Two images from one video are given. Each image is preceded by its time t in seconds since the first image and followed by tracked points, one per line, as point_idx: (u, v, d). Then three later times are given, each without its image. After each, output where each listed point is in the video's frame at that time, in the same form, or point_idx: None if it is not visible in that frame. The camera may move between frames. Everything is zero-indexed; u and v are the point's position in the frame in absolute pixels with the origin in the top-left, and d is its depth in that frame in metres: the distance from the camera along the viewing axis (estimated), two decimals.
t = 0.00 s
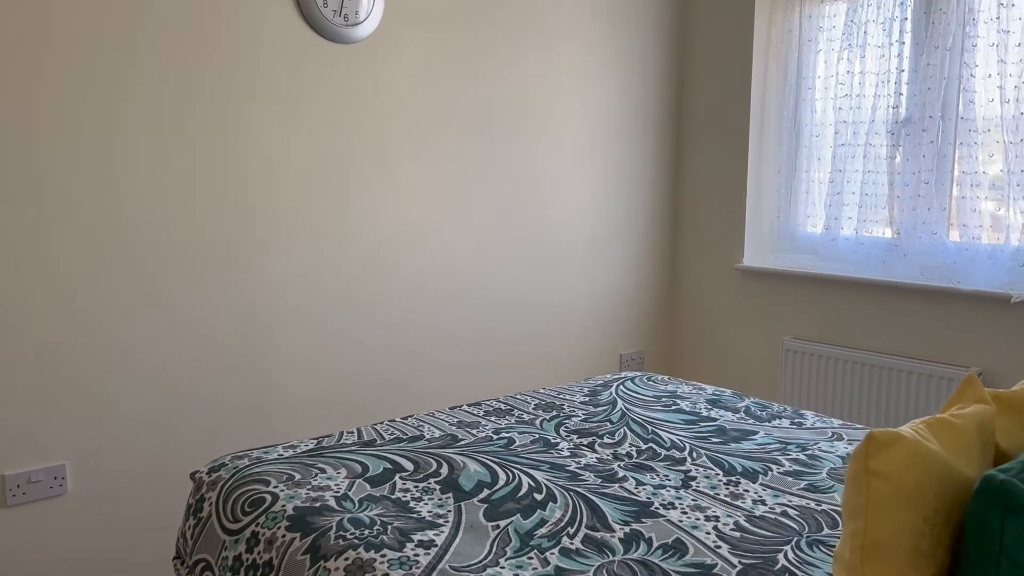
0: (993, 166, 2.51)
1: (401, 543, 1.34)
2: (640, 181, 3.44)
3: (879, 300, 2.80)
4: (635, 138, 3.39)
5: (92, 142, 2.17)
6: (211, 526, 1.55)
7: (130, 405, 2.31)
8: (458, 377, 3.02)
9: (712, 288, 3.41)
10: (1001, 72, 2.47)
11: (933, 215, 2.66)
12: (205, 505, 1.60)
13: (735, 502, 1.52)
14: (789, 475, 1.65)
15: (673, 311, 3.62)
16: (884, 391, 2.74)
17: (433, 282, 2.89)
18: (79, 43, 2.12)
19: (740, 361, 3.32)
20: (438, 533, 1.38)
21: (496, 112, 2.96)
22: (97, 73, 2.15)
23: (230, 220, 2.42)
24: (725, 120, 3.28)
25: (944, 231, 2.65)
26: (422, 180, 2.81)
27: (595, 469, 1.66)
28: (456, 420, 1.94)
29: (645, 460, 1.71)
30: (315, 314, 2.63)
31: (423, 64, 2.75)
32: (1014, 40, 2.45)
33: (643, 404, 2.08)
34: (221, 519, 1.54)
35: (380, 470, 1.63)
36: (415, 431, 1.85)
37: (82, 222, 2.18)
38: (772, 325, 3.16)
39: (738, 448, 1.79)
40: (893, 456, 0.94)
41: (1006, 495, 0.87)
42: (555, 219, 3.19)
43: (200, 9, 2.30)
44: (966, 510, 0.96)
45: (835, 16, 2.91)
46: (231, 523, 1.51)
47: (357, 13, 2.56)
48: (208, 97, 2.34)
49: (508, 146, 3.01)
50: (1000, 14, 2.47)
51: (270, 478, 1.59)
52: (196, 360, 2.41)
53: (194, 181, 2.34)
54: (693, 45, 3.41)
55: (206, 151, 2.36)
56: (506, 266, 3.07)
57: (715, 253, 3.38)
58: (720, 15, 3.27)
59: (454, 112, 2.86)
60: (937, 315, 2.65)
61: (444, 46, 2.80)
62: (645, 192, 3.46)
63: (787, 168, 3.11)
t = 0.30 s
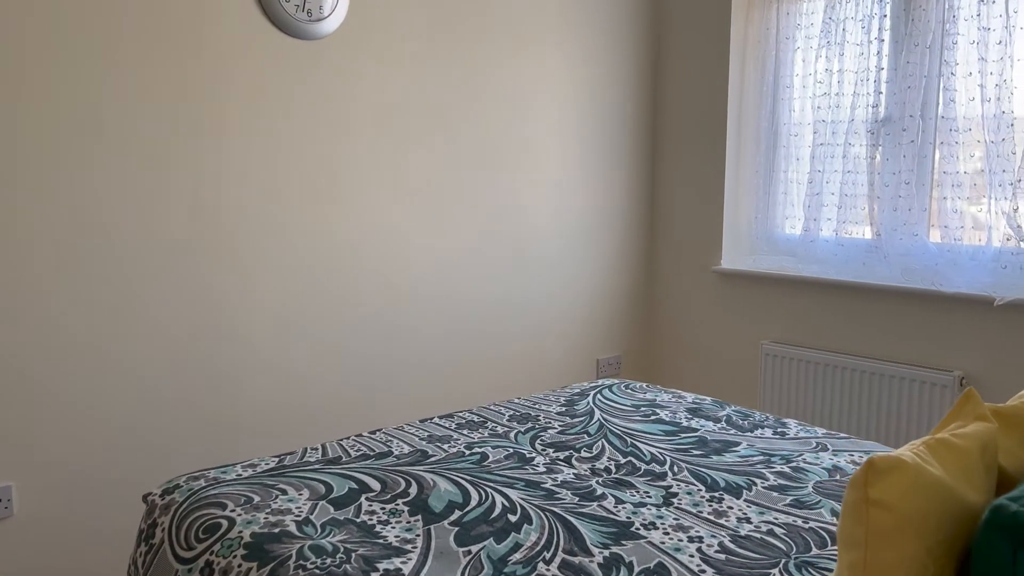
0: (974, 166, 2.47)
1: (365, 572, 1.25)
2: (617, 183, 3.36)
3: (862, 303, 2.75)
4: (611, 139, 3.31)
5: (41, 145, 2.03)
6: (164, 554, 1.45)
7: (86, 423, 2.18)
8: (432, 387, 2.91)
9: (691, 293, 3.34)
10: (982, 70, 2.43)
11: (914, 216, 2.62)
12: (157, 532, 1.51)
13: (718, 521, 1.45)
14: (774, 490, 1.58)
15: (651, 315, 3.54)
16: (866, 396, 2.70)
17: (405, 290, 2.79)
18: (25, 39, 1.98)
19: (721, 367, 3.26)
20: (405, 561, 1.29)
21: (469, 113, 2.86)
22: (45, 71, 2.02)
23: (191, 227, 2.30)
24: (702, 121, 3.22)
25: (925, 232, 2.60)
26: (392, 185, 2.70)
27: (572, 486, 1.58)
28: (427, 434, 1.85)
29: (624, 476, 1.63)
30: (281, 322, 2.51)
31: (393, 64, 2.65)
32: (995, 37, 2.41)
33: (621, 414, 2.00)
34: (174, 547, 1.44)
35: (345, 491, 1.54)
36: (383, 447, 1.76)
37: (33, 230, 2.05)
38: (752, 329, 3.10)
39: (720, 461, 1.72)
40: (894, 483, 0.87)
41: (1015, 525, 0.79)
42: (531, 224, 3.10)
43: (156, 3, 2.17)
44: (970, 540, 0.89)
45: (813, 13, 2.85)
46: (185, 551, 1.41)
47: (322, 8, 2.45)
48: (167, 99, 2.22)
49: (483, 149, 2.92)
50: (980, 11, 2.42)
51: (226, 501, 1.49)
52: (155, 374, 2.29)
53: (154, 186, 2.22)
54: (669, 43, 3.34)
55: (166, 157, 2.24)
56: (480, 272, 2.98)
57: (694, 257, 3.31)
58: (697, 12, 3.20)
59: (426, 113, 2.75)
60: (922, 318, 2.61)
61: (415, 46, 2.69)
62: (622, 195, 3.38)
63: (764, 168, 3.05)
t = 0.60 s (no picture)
0: (944, 165, 2.47)
1: None
2: (589, 185, 3.31)
3: (836, 306, 2.73)
4: (582, 141, 3.26)
5: None
6: None
7: (44, 440, 2.08)
8: (403, 398, 2.83)
9: (665, 296, 3.30)
10: (952, 69, 2.42)
11: (885, 216, 2.62)
12: (110, 552, 1.44)
13: (693, 532, 1.41)
14: (749, 497, 1.55)
15: (624, 319, 3.49)
16: (840, 397, 2.68)
17: (374, 298, 2.70)
18: None
19: (697, 372, 3.21)
20: None
21: (439, 116, 2.79)
22: None
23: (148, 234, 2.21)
24: (675, 121, 3.18)
25: (896, 233, 2.60)
26: (361, 189, 2.61)
27: (543, 497, 1.53)
28: (394, 445, 1.80)
29: (597, 485, 1.59)
30: (246, 333, 2.41)
31: (358, 66, 2.56)
32: (964, 37, 2.40)
33: (593, 420, 1.97)
34: (126, 568, 1.37)
35: (307, 506, 1.48)
36: (349, 459, 1.71)
37: None
38: (727, 332, 3.07)
39: (694, 468, 1.69)
40: (876, 499, 0.83)
41: (1002, 543, 0.76)
42: (503, 228, 3.03)
43: None
44: (955, 556, 0.86)
45: (782, 12, 2.84)
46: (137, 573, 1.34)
47: (283, 5, 2.35)
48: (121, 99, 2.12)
49: (453, 152, 2.84)
50: (949, 10, 2.42)
51: (182, 519, 1.43)
52: (113, 387, 2.20)
53: (110, 191, 2.13)
54: (640, 43, 3.29)
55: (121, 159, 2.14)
56: (451, 278, 2.90)
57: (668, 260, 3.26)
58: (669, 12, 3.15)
59: (394, 115, 2.67)
60: (896, 320, 2.59)
61: (382, 46, 2.61)
62: (594, 198, 3.33)
63: (735, 169, 3.03)
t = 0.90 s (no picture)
0: (898, 167, 2.50)
1: None
2: (549, 188, 3.29)
3: (794, 306, 2.75)
4: (542, 143, 3.23)
5: None
6: None
7: None
8: (362, 406, 2.77)
9: (625, 297, 3.29)
10: (904, 72, 2.46)
11: (840, 217, 2.64)
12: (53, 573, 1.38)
13: (654, 539, 1.40)
14: (709, 502, 1.54)
15: (585, 322, 3.48)
16: (799, 396, 2.70)
17: (328, 305, 2.63)
18: None
19: (658, 374, 3.21)
20: None
21: (397, 118, 2.74)
22: None
23: (94, 240, 2.13)
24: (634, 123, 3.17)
25: (851, 233, 2.63)
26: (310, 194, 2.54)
27: (503, 506, 1.51)
28: (351, 454, 1.76)
29: (557, 492, 1.58)
30: (199, 341, 2.35)
31: (314, 67, 2.51)
32: (915, 40, 2.44)
33: (553, 425, 1.95)
34: None
35: (260, 520, 1.44)
36: (304, 471, 1.67)
37: None
38: (688, 333, 3.07)
39: (655, 473, 1.68)
40: (835, 510, 0.82)
41: (961, 552, 0.75)
42: (462, 231, 2.99)
43: None
44: (913, 565, 0.86)
45: (738, 14, 2.85)
46: None
47: (233, 4, 2.29)
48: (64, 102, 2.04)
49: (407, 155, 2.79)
50: (901, 14, 2.45)
51: (129, 537, 1.38)
52: (59, 400, 2.11)
53: (53, 196, 2.04)
54: (598, 44, 3.28)
55: (65, 163, 2.06)
56: (410, 282, 2.85)
57: (628, 262, 3.25)
58: (627, 14, 3.15)
59: (348, 118, 2.61)
60: (853, 320, 2.62)
61: (333, 47, 2.55)
62: (554, 200, 3.31)
63: (693, 170, 3.04)
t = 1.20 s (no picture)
0: (851, 170, 2.54)
1: None
2: (508, 191, 3.27)
3: (752, 308, 2.78)
4: (501, 146, 3.21)
5: None
6: None
7: None
8: (320, 414, 2.73)
9: (584, 300, 3.29)
10: (856, 76, 2.50)
11: (795, 219, 2.67)
12: None
13: (616, 545, 1.39)
14: (671, 506, 1.54)
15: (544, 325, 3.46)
16: (757, 397, 2.73)
17: (285, 311, 2.58)
18: None
19: (619, 377, 3.21)
20: None
21: (354, 121, 2.70)
22: None
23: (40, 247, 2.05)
24: (592, 126, 3.17)
25: (805, 236, 2.66)
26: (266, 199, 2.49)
27: (465, 515, 1.49)
28: (309, 465, 1.73)
29: (519, 500, 1.56)
30: (151, 350, 2.29)
31: (268, 69, 2.46)
32: (867, 45, 2.48)
33: (515, 431, 1.94)
34: None
35: (215, 535, 1.40)
36: (261, 483, 1.63)
37: None
38: (647, 335, 3.08)
39: (616, 477, 1.68)
40: (799, 519, 0.83)
41: (923, 560, 0.76)
42: (420, 235, 2.96)
43: None
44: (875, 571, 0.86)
45: (694, 19, 2.87)
46: None
47: (184, 5, 2.23)
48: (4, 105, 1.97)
49: (364, 159, 2.75)
50: (853, 19, 2.49)
51: (78, 556, 1.33)
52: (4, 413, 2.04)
53: None
54: (556, 48, 3.27)
55: (8, 169, 1.98)
56: (368, 287, 2.81)
57: (587, 265, 3.25)
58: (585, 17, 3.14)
59: (303, 120, 2.56)
60: (810, 321, 2.65)
61: (287, 48, 2.50)
62: (513, 203, 3.29)
63: (650, 173, 3.05)
